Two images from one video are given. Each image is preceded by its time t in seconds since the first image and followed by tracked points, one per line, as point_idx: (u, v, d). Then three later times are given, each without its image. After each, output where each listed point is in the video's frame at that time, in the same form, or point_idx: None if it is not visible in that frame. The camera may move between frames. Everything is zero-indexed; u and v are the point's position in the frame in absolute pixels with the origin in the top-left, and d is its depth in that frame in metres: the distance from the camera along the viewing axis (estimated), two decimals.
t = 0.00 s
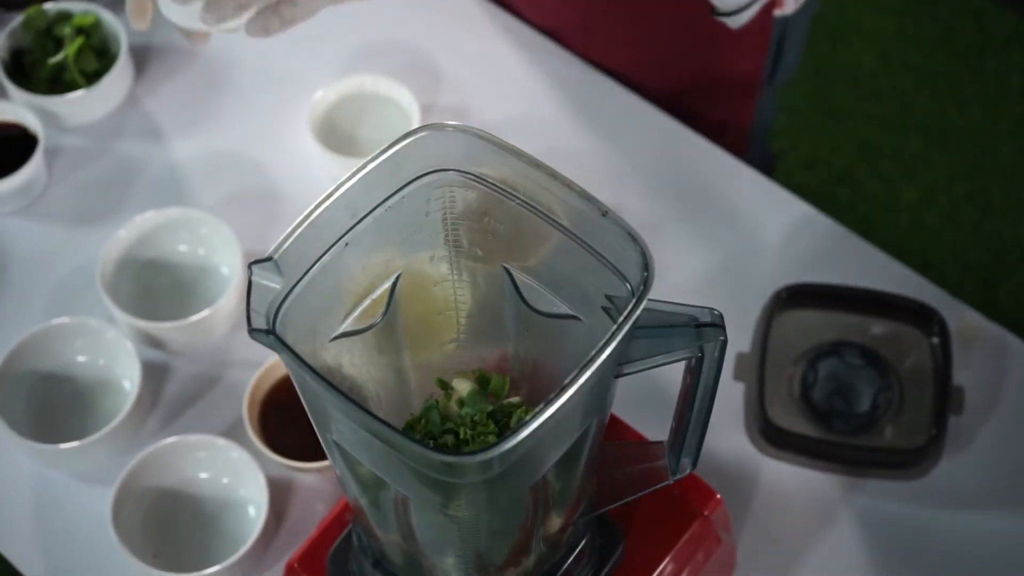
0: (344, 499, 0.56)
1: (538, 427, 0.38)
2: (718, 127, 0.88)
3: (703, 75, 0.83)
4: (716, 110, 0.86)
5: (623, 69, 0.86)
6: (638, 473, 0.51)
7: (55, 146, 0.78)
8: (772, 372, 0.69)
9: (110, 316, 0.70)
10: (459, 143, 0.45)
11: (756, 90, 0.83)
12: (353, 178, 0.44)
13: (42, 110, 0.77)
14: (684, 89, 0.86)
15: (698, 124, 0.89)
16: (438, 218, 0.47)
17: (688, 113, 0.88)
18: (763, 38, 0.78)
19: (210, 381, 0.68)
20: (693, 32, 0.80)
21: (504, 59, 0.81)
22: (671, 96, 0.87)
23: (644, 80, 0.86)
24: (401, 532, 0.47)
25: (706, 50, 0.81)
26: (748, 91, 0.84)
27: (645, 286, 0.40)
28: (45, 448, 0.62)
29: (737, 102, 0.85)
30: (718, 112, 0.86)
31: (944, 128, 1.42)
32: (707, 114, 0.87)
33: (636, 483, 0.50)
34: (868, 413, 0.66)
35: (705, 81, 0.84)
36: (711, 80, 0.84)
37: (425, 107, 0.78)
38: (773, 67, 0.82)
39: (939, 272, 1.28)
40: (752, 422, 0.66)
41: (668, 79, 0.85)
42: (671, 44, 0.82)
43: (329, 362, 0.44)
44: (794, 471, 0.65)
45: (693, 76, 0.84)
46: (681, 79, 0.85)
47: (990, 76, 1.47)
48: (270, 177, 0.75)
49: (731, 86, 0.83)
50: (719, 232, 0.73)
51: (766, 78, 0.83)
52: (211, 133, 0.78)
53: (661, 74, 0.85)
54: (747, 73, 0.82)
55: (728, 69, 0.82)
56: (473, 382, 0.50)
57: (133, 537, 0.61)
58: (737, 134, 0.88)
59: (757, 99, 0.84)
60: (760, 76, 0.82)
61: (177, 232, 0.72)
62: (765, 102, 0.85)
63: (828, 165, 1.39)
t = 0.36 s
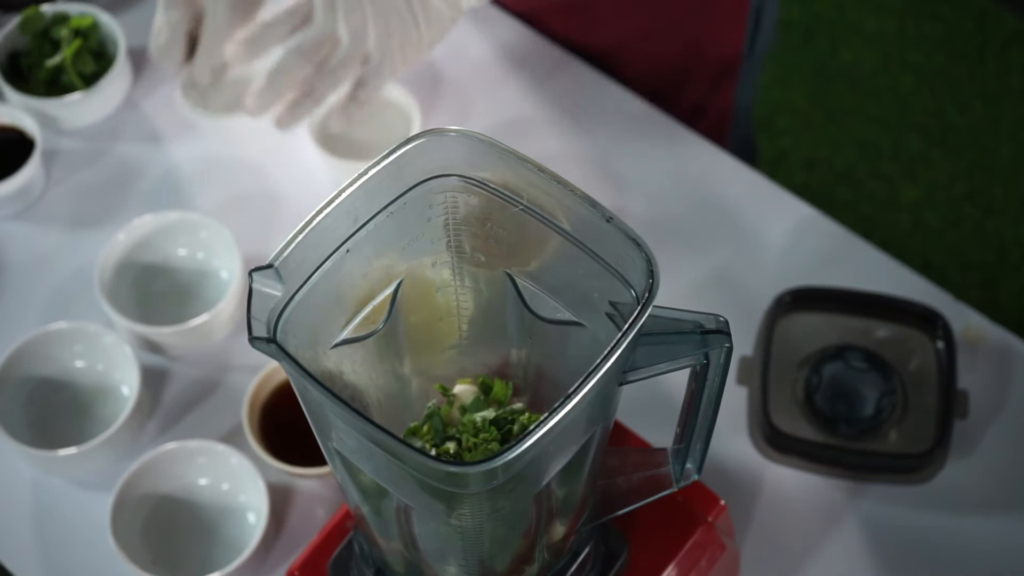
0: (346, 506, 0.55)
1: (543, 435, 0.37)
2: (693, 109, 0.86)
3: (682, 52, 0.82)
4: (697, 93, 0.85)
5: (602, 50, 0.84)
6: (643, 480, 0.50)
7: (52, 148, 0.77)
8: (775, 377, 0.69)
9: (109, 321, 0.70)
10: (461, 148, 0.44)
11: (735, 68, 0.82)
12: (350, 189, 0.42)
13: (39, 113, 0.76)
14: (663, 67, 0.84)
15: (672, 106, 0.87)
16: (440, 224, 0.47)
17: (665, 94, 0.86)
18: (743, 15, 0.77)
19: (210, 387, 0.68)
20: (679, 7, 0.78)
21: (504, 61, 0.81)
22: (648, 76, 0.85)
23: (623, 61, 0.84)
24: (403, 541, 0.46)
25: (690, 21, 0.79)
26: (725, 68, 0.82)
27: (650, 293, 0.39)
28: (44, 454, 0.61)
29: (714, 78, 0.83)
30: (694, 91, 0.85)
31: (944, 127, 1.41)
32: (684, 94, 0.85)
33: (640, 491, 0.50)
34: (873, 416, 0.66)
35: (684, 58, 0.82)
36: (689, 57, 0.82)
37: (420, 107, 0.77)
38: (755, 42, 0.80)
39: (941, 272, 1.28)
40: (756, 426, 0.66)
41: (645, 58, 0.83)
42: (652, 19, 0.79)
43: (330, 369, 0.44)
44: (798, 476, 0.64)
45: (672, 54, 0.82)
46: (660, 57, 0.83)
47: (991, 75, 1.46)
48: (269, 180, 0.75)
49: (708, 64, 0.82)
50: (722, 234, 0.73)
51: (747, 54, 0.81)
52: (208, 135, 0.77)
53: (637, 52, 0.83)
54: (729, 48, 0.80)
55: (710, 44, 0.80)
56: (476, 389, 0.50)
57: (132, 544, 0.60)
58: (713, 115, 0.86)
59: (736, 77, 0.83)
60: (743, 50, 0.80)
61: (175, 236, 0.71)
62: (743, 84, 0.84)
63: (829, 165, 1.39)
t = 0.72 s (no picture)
0: (345, 507, 0.55)
1: (542, 436, 0.37)
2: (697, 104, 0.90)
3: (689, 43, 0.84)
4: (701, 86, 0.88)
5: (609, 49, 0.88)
6: (642, 481, 0.50)
7: (50, 149, 0.77)
8: (774, 377, 0.68)
9: (107, 322, 0.69)
10: (460, 149, 0.44)
11: (741, 55, 0.85)
12: (351, 187, 0.42)
13: (38, 114, 0.76)
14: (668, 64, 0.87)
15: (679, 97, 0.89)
16: (439, 224, 0.46)
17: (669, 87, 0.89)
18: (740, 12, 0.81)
19: (208, 387, 0.68)
20: None
21: (503, 60, 0.81)
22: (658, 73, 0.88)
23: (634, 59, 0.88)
24: (403, 542, 0.46)
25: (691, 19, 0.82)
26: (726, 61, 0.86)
27: (649, 293, 0.39)
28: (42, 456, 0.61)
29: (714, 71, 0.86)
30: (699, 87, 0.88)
31: (944, 127, 1.41)
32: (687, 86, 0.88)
33: (640, 492, 0.50)
34: (873, 417, 0.66)
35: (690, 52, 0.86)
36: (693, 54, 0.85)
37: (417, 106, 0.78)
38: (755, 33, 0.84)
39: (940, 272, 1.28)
40: (755, 426, 0.66)
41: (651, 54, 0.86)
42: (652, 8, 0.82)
43: (329, 371, 0.44)
44: (798, 477, 0.64)
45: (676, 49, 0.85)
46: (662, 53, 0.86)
47: (990, 75, 1.46)
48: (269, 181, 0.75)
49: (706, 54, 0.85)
50: (721, 234, 0.73)
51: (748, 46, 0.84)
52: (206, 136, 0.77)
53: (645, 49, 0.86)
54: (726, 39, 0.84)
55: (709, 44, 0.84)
56: (475, 390, 0.50)
57: (131, 546, 0.60)
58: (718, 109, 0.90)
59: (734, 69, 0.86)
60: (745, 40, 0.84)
61: (174, 237, 0.71)
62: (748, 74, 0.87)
63: (828, 165, 1.39)
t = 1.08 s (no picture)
0: (350, 500, 0.55)
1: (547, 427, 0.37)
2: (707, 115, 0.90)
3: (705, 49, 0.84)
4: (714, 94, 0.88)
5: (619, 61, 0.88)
6: (646, 474, 0.50)
7: (53, 146, 0.78)
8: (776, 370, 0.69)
9: (111, 318, 0.70)
10: (466, 142, 0.44)
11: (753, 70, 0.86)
12: (358, 179, 0.42)
13: (40, 111, 0.76)
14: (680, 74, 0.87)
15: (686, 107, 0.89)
16: (444, 218, 0.47)
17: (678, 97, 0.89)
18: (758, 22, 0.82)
19: (211, 382, 0.68)
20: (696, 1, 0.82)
21: (506, 57, 0.81)
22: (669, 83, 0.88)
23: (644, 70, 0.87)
24: (407, 534, 0.46)
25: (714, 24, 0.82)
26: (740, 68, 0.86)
27: (654, 285, 0.39)
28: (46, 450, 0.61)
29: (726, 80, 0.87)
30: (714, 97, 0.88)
31: (944, 126, 1.42)
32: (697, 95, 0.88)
33: (643, 485, 0.50)
34: (874, 411, 0.67)
35: (707, 62, 0.86)
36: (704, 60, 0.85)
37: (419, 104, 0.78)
38: (772, 46, 0.84)
39: (940, 269, 1.29)
40: (757, 420, 0.66)
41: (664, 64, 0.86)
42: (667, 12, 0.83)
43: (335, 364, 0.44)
44: (799, 471, 0.64)
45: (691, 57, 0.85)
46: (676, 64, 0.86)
47: (991, 73, 1.47)
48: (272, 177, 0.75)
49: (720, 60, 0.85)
50: (723, 230, 0.73)
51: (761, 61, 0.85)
52: (208, 133, 0.77)
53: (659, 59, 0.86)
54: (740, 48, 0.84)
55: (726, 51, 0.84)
56: (479, 384, 0.50)
57: (135, 540, 0.60)
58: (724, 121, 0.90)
59: (746, 77, 0.86)
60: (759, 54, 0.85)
61: (177, 233, 0.71)
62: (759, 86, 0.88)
63: (828, 163, 1.39)
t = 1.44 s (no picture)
0: (353, 492, 0.56)
1: (551, 417, 0.38)
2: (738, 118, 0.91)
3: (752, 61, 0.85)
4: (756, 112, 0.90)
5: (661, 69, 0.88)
6: (649, 466, 0.51)
7: (55, 143, 0.78)
8: (778, 363, 0.69)
9: (113, 313, 0.70)
10: (469, 132, 0.43)
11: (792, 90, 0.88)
12: (360, 172, 0.42)
13: (42, 108, 0.76)
14: (723, 85, 0.88)
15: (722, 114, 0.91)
16: (447, 208, 0.46)
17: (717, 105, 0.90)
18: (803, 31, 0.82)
19: (214, 378, 0.68)
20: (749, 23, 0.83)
21: (508, 54, 0.81)
22: (711, 99, 0.90)
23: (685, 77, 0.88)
24: (411, 525, 0.47)
25: (765, 38, 0.83)
26: (781, 76, 0.86)
27: (657, 277, 0.39)
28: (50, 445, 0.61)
29: (766, 89, 0.88)
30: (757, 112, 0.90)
31: (945, 123, 1.42)
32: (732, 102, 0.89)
33: (646, 477, 0.50)
34: (876, 405, 0.66)
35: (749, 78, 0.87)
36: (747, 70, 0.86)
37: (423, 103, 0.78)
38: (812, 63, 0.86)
39: (940, 266, 1.29)
40: (758, 413, 0.66)
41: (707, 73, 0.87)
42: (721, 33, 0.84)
43: (339, 356, 0.44)
44: (801, 464, 0.64)
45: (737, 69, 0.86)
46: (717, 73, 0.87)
47: (990, 71, 1.47)
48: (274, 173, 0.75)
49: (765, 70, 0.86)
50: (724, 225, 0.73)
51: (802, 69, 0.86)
52: (210, 129, 0.77)
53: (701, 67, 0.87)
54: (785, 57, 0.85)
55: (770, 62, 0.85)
56: (481, 375, 0.50)
57: (138, 534, 0.60)
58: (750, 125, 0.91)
59: (783, 83, 0.87)
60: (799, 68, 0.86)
61: (179, 229, 0.72)
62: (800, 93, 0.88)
63: (829, 160, 1.39)
